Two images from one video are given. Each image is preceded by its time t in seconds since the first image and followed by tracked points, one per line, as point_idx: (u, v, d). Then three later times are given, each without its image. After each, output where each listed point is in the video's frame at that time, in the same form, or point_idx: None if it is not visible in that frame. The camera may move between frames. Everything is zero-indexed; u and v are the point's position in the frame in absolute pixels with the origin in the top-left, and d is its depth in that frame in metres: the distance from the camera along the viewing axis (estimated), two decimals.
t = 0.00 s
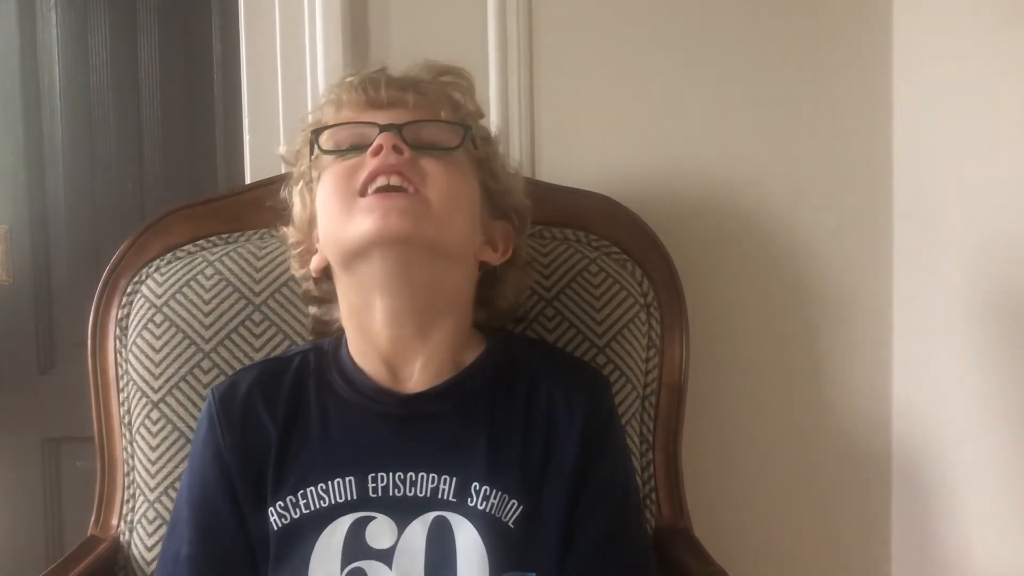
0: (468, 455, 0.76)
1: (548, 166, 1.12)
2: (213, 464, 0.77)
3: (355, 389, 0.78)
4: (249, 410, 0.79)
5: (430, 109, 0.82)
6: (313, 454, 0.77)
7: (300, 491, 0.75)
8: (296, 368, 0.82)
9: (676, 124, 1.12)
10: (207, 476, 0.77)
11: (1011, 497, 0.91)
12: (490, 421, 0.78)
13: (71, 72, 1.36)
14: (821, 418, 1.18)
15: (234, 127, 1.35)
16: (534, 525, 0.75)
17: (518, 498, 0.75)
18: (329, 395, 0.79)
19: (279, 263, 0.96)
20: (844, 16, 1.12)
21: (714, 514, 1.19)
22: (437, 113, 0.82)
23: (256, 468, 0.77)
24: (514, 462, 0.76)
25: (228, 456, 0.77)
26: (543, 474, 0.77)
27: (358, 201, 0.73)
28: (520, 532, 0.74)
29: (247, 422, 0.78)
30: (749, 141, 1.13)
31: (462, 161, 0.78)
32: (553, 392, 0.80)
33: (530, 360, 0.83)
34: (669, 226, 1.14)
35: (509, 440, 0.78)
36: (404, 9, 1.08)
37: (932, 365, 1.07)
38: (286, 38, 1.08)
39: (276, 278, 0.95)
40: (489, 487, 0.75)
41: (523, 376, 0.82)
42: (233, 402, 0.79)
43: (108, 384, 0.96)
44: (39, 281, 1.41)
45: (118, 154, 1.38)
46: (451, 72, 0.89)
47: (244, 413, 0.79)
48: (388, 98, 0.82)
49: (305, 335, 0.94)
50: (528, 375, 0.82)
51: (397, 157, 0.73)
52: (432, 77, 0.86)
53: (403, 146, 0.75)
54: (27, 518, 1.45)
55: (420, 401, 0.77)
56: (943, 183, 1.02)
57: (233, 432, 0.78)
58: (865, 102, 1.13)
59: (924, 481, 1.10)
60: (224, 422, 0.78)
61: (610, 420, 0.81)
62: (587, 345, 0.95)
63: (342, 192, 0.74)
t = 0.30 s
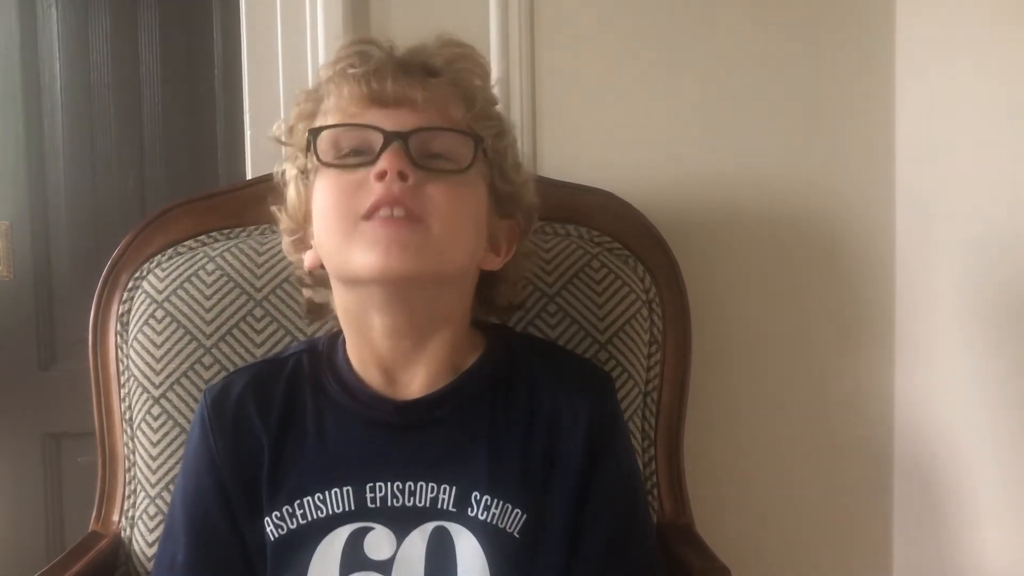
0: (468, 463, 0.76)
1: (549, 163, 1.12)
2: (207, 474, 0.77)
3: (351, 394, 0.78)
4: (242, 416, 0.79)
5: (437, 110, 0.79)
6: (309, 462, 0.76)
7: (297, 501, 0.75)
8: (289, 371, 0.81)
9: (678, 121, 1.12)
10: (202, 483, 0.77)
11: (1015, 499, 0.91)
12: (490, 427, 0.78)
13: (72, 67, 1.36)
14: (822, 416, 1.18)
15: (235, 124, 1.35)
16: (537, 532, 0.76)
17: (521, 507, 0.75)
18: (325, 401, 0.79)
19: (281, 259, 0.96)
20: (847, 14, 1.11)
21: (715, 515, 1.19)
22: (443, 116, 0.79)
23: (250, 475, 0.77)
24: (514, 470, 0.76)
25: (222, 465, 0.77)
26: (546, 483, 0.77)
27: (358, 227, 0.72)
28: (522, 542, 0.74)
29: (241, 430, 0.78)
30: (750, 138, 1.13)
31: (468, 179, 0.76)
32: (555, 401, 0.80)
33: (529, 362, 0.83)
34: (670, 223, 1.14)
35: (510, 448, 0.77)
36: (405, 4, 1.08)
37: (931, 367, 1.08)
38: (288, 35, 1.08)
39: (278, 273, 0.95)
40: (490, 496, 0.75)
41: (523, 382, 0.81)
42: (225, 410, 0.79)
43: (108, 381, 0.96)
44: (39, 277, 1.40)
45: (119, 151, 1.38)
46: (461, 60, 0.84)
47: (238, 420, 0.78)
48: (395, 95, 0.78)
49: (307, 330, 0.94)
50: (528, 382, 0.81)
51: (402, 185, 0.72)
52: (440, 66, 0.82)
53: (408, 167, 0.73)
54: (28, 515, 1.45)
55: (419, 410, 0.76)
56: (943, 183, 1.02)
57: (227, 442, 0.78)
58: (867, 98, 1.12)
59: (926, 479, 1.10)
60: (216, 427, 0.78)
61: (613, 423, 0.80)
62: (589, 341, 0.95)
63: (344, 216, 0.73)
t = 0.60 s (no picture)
0: (469, 480, 0.76)
1: (551, 160, 1.11)
2: (199, 494, 0.77)
3: (347, 412, 0.77)
4: (235, 432, 0.78)
5: (464, 152, 0.73)
6: (306, 480, 0.76)
7: (297, 523, 0.75)
8: (282, 384, 0.80)
9: (679, 119, 1.12)
10: (195, 507, 0.76)
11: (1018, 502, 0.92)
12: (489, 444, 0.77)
13: (73, 62, 1.35)
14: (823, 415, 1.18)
15: (235, 121, 1.36)
16: (543, 544, 0.77)
17: (526, 526, 0.76)
18: (320, 418, 0.78)
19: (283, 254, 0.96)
20: (848, 10, 1.11)
21: (717, 515, 1.19)
22: (470, 160, 0.73)
23: (245, 492, 0.77)
24: (514, 487, 0.76)
25: (214, 485, 0.77)
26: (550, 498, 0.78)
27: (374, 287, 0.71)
28: (525, 560, 0.75)
29: (235, 450, 0.78)
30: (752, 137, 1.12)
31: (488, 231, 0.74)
32: (558, 412, 0.79)
33: (528, 372, 0.82)
34: (672, 222, 1.13)
35: (511, 464, 0.77)
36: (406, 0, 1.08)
37: (933, 369, 1.08)
38: (288, 31, 1.07)
39: (279, 268, 0.95)
40: (492, 514, 0.75)
41: (522, 393, 0.80)
42: (216, 429, 0.78)
43: (109, 376, 0.96)
44: (39, 274, 1.40)
45: (119, 148, 1.38)
46: (494, 84, 0.77)
47: (231, 438, 0.78)
48: (425, 132, 0.71)
49: (308, 325, 0.94)
50: (527, 393, 0.80)
51: (424, 255, 0.70)
52: (474, 94, 0.74)
53: (431, 231, 0.70)
54: (27, 511, 1.45)
55: (417, 430, 0.76)
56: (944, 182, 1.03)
57: (219, 464, 0.77)
58: (869, 95, 1.12)
59: (928, 479, 1.10)
60: (208, 447, 0.77)
61: (617, 429, 0.80)
62: (590, 336, 0.95)
63: (359, 271, 0.71)
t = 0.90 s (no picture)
0: (464, 484, 0.76)
1: (551, 158, 1.11)
2: (195, 501, 0.77)
3: (341, 420, 0.77)
4: (229, 439, 0.78)
5: (463, 175, 0.73)
6: (301, 487, 0.76)
7: (294, 530, 0.75)
8: (274, 392, 0.80)
9: (680, 118, 1.11)
10: (194, 508, 0.77)
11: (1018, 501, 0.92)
12: (483, 449, 0.77)
13: (73, 60, 1.35)
14: (824, 413, 1.18)
15: (236, 120, 1.35)
16: (539, 548, 0.77)
17: (520, 527, 0.76)
18: (313, 424, 0.78)
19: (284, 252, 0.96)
20: (849, 8, 1.11)
21: (718, 515, 1.19)
22: (469, 181, 0.73)
23: (242, 498, 0.77)
24: (511, 492, 0.76)
25: (209, 492, 0.77)
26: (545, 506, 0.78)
27: (367, 306, 0.72)
28: (523, 563, 0.75)
29: (228, 457, 0.78)
30: (752, 135, 1.12)
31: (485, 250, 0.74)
32: (552, 416, 0.79)
33: (521, 376, 0.82)
34: (672, 220, 1.13)
35: (506, 469, 0.77)
36: None
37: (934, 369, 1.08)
38: (289, 28, 1.07)
39: (279, 266, 0.95)
40: (488, 518, 0.75)
41: (516, 396, 0.80)
42: (210, 437, 0.78)
43: (110, 374, 0.96)
44: (40, 272, 1.40)
45: (120, 147, 1.38)
46: (497, 104, 0.76)
47: (224, 445, 0.78)
48: (423, 155, 0.70)
49: (309, 323, 0.94)
50: (521, 395, 0.80)
51: (416, 281, 0.70)
52: (476, 116, 0.73)
53: (425, 255, 0.70)
54: (28, 509, 1.45)
55: (410, 437, 0.76)
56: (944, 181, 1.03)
57: (213, 472, 0.77)
58: (870, 92, 1.12)
59: (927, 479, 1.10)
60: (203, 454, 0.77)
61: (612, 432, 0.80)
62: (591, 334, 0.95)
63: (351, 290, 0.72)
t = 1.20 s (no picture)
0: (460, 484, 0.76)
1: (550, 156, 1.11)
2: (194, 501, 0.77)
3: (337, 421, 0.77)
4: (227, 440, 0.78)
5: (458, 173, 0.73)
6: (297, 489, 0.76)
7: (289, 531, 0.75)
8: (271, 393, 0.79)
9: (679, 117, 1.11)
10: (192, 508, 0.76)
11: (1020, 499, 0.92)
12: (479, 450, 0.77)
13: (72, 59, 1.35)
14: (824, 411, 1.18)
15: (235, 120, 1.35)
16: (534, 549, 0.77)
17: (515, 528, 0.76)
18: (310, 425, 0.78)
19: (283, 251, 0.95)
20: (848, 6, 1.11)
21: (718, 514, 1.19)
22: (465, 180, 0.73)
23: (240, 500, 0.77)
24: (507, 492, 0.76)
25: (207, 493, 0.77)
26: (538, 506, 0.78)
27: (365, 306, 0.72)
28: (518, 563, 0.75)
29: (226, 459, 0.77)
30: (752, 134, 1.12)
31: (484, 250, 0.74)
32: (545, 415, 0.79)
33: (516, 376, 0.82)
34: (671, 219, 1.13)
35: (501, 469, 0.77)
36: None
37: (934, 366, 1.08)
38: (288, 27, 1.07)
39: (278, 266, 0.94)
40: (483, 519, 0.75)
41: (511, 396, 0.80)
42: (207, 438, 0.78)
43: (109, 374, 0.96)
44: (39, 272, 1.40)
45: (120, 147, 1.37)
46: (494, 102, 0.75)
47: (222, 447, 0.78)
48: (419, 155, 0.70)
49: (308, 323, 0.94)
50: (516, 395, 0.80)
51: (413, 281, 0.70)
52: (473, 115, 0.73)
53: (423, 256, 0.70)
54: (27, 509, 1.44)
55: (408, 438, 0.76)
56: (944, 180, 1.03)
57: (212, 473, 0.77)
58: (870, 90, 1.12)
59: (927, 478, 1.11)
60: (202, 455, 0.77)
61: (607, 432, 0.80)
62: (591, 333, 0.94)
63: (349, 289, 0.72)
